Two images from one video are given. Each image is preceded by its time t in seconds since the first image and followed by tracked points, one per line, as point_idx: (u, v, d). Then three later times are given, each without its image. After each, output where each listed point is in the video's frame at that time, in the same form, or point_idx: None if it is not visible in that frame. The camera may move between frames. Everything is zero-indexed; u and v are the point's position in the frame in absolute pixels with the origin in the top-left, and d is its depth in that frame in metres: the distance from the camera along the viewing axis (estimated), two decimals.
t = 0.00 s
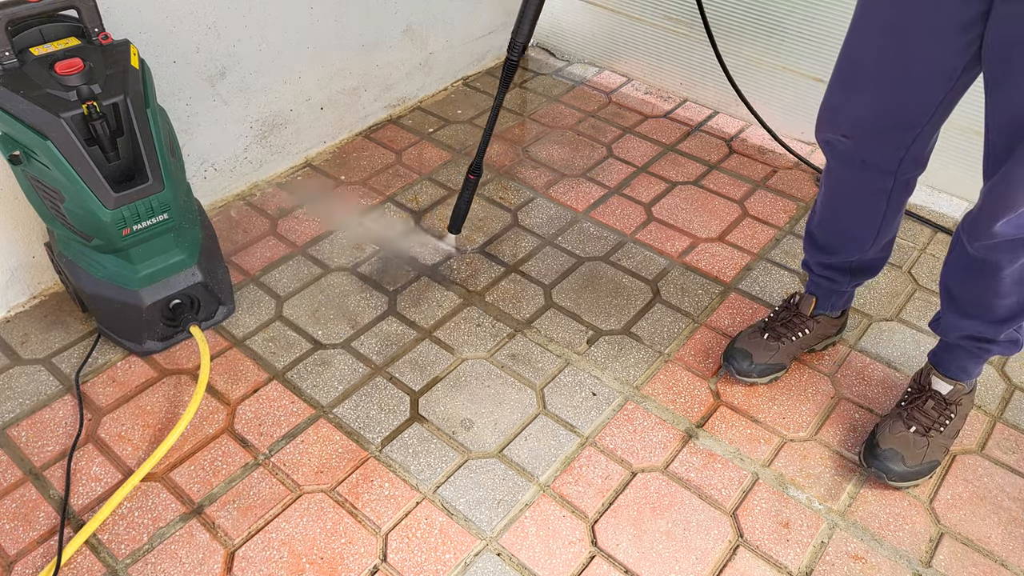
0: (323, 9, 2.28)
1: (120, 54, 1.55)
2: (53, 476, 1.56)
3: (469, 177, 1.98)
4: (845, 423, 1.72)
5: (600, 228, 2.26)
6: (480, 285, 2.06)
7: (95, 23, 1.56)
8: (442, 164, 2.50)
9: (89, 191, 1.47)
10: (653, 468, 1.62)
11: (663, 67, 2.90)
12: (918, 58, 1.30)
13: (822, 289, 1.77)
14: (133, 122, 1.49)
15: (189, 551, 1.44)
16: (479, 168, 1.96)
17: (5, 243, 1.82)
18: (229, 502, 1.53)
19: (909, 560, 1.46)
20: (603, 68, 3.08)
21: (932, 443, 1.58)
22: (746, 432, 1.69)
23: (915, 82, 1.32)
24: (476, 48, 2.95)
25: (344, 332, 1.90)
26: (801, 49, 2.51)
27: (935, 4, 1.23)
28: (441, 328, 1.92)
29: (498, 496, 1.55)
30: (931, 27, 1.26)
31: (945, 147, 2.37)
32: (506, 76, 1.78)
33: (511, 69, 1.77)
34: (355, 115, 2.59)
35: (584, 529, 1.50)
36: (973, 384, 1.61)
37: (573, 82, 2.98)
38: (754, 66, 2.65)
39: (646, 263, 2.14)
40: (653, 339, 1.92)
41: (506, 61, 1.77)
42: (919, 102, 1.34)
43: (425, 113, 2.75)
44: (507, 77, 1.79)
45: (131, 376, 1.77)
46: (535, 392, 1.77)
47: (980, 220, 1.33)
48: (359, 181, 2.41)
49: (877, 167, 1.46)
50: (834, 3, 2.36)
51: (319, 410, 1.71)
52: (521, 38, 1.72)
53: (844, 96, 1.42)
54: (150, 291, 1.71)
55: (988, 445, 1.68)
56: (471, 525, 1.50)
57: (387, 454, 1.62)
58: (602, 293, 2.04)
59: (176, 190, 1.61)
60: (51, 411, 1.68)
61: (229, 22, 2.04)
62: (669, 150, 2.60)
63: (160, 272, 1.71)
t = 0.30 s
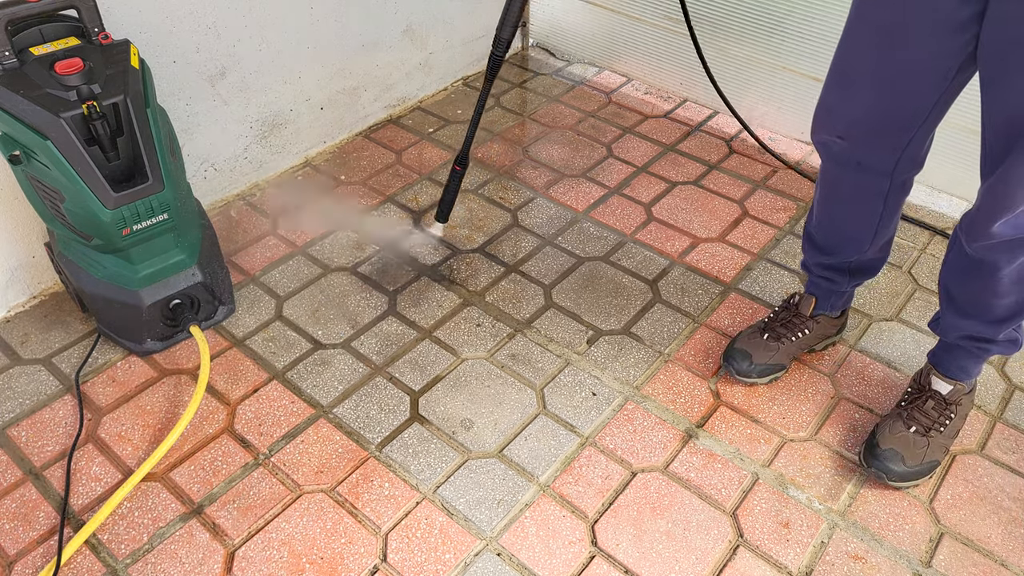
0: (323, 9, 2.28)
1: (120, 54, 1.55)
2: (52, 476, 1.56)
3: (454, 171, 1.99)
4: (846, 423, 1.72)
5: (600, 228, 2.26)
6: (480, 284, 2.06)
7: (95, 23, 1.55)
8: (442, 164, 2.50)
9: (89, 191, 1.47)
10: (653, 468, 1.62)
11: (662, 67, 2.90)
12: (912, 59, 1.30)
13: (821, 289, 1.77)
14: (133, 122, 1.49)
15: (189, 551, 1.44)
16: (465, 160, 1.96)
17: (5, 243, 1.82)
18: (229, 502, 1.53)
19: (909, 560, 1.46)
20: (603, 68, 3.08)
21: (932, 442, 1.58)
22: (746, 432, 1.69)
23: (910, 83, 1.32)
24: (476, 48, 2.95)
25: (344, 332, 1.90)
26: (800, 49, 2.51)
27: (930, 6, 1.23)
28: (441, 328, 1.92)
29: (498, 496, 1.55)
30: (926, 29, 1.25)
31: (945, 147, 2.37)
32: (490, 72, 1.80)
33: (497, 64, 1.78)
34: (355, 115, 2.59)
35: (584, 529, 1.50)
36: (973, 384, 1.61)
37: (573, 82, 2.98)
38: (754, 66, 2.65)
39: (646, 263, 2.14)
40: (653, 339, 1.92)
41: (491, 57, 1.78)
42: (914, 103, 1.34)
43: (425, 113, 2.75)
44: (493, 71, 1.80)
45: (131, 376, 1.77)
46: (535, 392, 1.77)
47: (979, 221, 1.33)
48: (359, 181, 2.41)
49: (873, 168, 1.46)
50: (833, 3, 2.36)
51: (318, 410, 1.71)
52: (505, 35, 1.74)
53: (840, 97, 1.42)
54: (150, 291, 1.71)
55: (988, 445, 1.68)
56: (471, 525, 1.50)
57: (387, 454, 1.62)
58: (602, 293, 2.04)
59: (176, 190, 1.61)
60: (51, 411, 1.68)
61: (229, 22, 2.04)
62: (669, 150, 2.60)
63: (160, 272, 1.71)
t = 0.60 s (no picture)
0: (323, 9, 2.28)
1: (121, 54, 1.55)
2: (52, 476, 1.56)
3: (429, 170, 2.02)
4: (846, 423, 1.72)
5: (600, 228, 2.26)
6: (480, 285, 2.06)
7: (95, 23, 1.55)
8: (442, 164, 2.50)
9: (89, 192, 1.47)
10: (653, 468, 1.62)
11: (663, 67, 2.90)
12: (901, 58, 1.30)
13: (819, 289, 1.77)
14: (133, 122, 1.49)
15: (189, 551, 1.44)
16: (437, 161, 1.99)
17: (6, 243, 1.82)
18: (229, 502, 1.53)
19: (909, 560, 1.46)
20: (603, 68, 3.08)
21: (932, 443, 1.58)
22: (746, 432, 1.69)
23: (899, 82, 1.32)
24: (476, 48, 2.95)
25: (344, 332, 1.90)
26: (800, 49, 2.51)
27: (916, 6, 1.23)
28: (441, 328, 1.92)
29: (498, 496, 1.55)
30: (914, 29, 1.25)
31: (945, 147, 2.37)
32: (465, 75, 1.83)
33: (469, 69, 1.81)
34: (355, 115, 2.59)
35: (584, 529, 1.50)
36: (972, 384, 1.61)
37: (573, 82, 2.99)
38: (754, 66, 2.65)
39: (646, 263, 2.14)
40: (653, 339, 1.92)
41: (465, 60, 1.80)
42: (904, 103, 1.34)
43: (425, 113, 2.75)
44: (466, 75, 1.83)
45: (131, 376, 1.77)
46: (535, 392, 1.77)
47: (971, 221, 1.33)
48: (359, 181, 2.41)
49: (865, 169, 1.46)
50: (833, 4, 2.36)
51: (318, 410, 1.71)
52: (477, 39, 1.77)
53: (829, 99, 1.42)
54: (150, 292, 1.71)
55: (988, 445, 1.68)
56: (471, 525, 1.50)
57: (387, 454, 1.62)
58: (602, 293, 2.05)
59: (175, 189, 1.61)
60: (51, 411, 1.69)
61: (228, 22, 2.04)
62: (669, 150, 2.60)
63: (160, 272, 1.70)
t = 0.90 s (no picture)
0: (323, 9, 2.28)
1: (121, 54, 1.55)
2: (52, 476, 1.56)
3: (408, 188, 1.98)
4: (846, 423, 1.72)
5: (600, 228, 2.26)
6: (480, 285, 2.06)
7: (95, 23, 1.55)
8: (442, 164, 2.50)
9: (89, 191, 1.47)
10: (653, 468, 1.62)
11: (663, 67, 2.89)
12: (893, 58, 1.30)
13: (817, 288, 1.77)
14: (133, 122, 1.49)
15: (189, 551, 1.44)
16: (417, 177, 1.95)
17: (5, 243, 1.82)
18: (229, 502, 1.53)
19: (909, 560, 1.46)
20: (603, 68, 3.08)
21: (933, 443, 1.58)
22: (746, 432, 1.69)
23: (891, 82, 1.32)
24: (477, 48, 2.95)
25: (344, 332, 1.90)
26: (799, 49, 2.51)
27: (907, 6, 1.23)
28: (441, 328, 1.92)
29: (497, 496, 1.55)
30: (904, 29, 1.25)
31: (945, 146, 2.37)
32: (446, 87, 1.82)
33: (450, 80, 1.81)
34: (355, 115, 2.59)
35: (584, 529, 1.50)
36: (972, 384, 1.60)
37: (573, 82, 2.98)
38: (754, 65, 2.65)
39: (646, 263, 2.14)
40: (653, 339, 1.92)
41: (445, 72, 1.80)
42: (896, 102, 1.34)
43: (425, 113, 2.75)
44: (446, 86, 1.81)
45: (130, 376, 1.77)
46: (535, 392, 1.77)
47: (969, 218, 1.34)
48: (359, 181, 2.41)
49: (859, 168, 1.46)
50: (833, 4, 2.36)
51: (318, 410, 1.71)
52: (458, 50, 1.76)
53: (822, 99, 1.42)
54: (150, 291, 1.71)
55: (989, 445, 1.67)
56: (471, 525, 1.50)
57: (387, 454, 1.62)
58: (602, 293, 2.04)
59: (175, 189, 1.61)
60: (51, 411, 1.68)
61: (228, 21, 2.04)
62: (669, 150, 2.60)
63: (160, 272, 1.70)
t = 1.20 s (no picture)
0: (323, 9, 2.28)
1: (121, 54, 1.55)
2: (52, 476, 1.56)
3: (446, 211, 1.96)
4: (845, 423, 1.72)
5: (600, 228, 2.26)
6: (480, 285, 2.06)
7: (95, 23, 1.55)
8: (442, 164, 2.50)
9: (89, 192, 1.47)
10: (653, 468, 1.62)
11: (663, 67, 2.89)
12: (909, 58, 1.29)
13: (820, 289, 1.77)
14: (133, 122, 1.49)
15: (189, 551, 1.44)
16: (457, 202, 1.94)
17: (5, 243, 1.82)
18: (229, 502, 1.53)
19: (909, 560, 1.46)
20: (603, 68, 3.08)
21: (932, 443, 1.58)
22: (746, 432, 1.69)
23: (906, 82, 1.32)
24: (476, 48, 2.95)
25: (344, 332, 1.90)
26: (799, 49, 2.51)
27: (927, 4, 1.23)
28: (441, 328, 1.92)
29: (498, 496, 1.55)
30: (922, 29, 1.25)
31: (945, 147, 2.37)
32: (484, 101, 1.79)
33: (487, 98, 1.79)
34: (355, 115, 2.59)
35: (584, 529, 1.50)
36: (973, 384, 1.60)
37: (573, 82, 2.98)
38: (754, 65, 2.65)
39: (646, 263, 2.14)
40: (653, 339, 1.92)
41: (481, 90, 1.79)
42: (911, 103, 1.34)
43: (425, 113, 2.75)
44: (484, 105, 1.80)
45: (130, 376, 1.77)
46: (535, 392, 1.77)
47: (979, 220, 1.34)
48: (359, 181, 2.41)
49: (869, 168, 1.46)
50: (833, 5, 2.36)
51: (318, 410, 1.71)
52: (494, 68, 1.75)
53: (835, 97, 1.42)
54: (150, 291, 1.71)
55: (988, 445, 1.68)
56: (471, 525, 1.50)
57: (387, 454, 1.62)
58: (602, 293, 2.04)
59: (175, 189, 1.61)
60: (51, 411, 1.68)
61: (228, 21, 2.04)
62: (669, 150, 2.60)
63: (159, 272, 1.70)
